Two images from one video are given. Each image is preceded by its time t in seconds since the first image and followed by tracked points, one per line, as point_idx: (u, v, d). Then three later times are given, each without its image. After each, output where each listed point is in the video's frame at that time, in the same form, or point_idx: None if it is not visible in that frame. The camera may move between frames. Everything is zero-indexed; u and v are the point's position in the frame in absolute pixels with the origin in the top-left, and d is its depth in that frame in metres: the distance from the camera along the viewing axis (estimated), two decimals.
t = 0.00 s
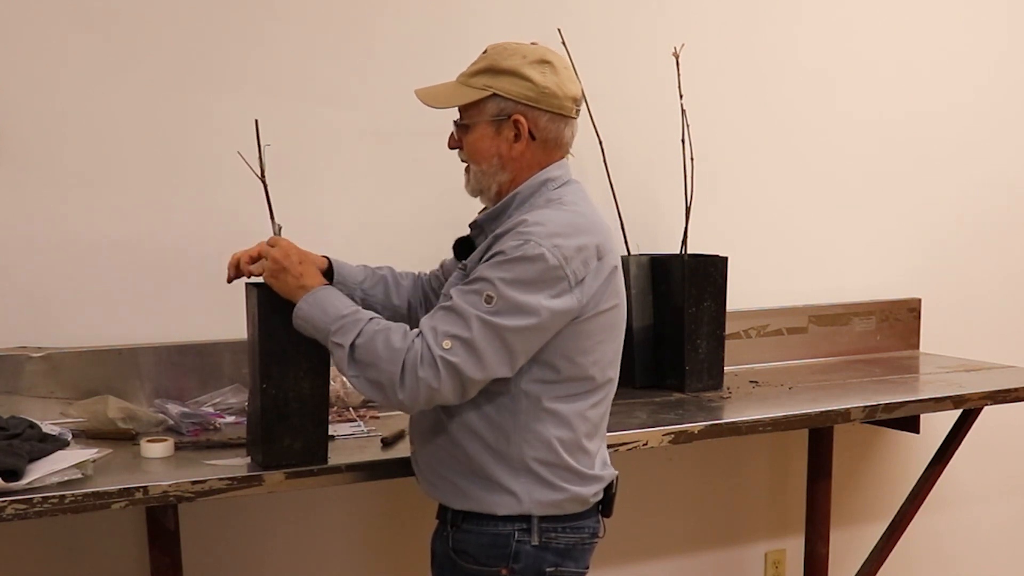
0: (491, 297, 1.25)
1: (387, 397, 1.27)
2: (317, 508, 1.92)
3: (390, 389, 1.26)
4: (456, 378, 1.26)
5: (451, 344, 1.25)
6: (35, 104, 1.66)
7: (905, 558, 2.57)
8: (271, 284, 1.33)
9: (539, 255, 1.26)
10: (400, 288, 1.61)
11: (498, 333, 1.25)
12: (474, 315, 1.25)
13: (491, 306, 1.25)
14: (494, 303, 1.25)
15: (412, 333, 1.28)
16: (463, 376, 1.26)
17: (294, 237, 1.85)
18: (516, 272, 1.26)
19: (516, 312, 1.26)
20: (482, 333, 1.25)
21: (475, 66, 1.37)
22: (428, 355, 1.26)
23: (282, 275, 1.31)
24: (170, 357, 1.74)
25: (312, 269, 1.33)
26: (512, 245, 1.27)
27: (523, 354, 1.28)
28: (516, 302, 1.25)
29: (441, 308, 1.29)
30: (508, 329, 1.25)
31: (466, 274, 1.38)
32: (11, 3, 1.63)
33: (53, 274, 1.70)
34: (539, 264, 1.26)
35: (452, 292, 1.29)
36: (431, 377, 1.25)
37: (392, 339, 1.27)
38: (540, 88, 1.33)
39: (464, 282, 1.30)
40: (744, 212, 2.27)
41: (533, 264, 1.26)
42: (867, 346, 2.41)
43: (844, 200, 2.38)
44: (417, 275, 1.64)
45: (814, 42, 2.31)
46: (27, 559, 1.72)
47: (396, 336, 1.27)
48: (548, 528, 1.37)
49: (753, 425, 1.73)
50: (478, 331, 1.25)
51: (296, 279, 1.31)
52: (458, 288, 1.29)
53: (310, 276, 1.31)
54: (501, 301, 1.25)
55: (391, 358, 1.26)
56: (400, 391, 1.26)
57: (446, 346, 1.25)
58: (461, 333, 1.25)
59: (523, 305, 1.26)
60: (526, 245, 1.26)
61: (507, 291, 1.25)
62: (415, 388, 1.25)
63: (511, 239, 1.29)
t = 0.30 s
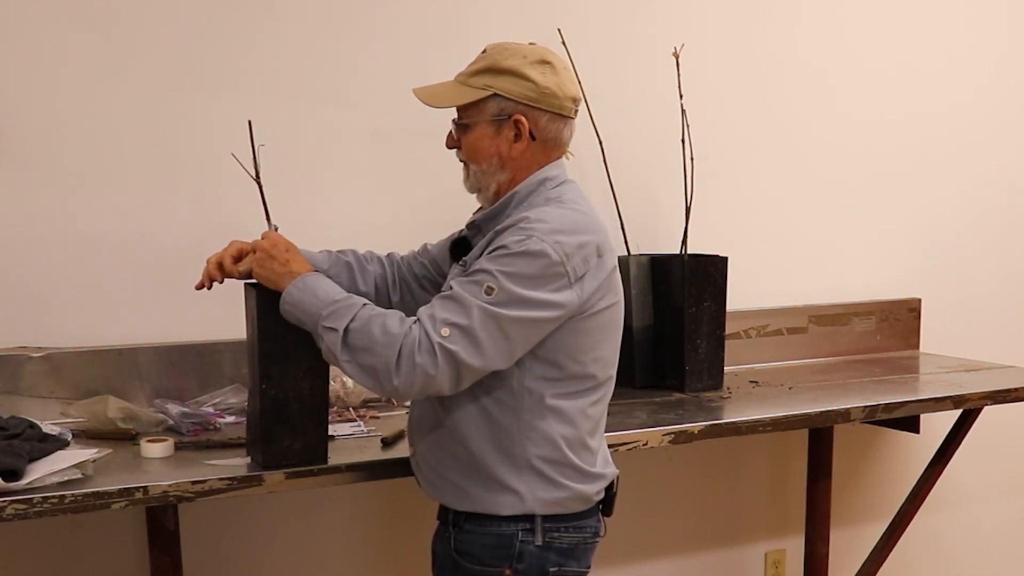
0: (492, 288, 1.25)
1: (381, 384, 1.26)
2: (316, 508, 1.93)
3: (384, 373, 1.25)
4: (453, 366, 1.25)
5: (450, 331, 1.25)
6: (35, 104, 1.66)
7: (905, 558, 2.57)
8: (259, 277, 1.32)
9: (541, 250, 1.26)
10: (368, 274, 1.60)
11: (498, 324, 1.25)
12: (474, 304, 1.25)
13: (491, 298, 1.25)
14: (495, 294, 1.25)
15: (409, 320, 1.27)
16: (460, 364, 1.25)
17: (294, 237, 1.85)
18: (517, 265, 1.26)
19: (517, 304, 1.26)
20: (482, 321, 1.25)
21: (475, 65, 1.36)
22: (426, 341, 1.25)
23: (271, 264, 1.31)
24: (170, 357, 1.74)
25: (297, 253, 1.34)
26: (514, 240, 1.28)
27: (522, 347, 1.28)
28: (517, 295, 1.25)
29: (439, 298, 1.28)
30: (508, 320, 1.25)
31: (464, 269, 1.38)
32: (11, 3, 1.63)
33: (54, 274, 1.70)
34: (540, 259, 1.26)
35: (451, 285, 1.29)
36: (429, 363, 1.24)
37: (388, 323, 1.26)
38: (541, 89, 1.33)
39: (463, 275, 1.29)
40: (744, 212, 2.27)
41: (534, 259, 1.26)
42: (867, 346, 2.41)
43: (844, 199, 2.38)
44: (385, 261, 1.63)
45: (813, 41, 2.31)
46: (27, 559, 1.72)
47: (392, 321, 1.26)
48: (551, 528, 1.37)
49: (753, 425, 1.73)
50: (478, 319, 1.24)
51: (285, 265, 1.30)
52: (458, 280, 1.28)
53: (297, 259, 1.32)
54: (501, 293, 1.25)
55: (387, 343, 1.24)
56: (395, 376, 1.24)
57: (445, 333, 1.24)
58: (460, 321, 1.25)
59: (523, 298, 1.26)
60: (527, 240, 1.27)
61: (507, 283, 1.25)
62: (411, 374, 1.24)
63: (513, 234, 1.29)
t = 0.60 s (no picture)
0: (492, 280, 1.25)
1: (378, 371, 1.24)
2: (316, 508, 1.92)
3: (381, 359, 1.24)
4: (452, 352, 1.24)
5: (450, 320, 1.24)
6: (35, 104, 1.66)
7: (905, 558, 2.57)
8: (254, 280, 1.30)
9: (542, 246, 1.27)
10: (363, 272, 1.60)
11: (499, 315, 1.25)
12: (475, 295, 1.24)
13: (491, 289, 1.25)
14: (495, 286, 1.25)
15: (407, 309, 1.26)
16: (460, 351, 1.24)
17: (294, 237, 1.85)
18: (518, 259, 1.26)
19: (517, 296, 1.26)
20: (482, 311, 1.24)
21: (474, 65, 1.36)
22: (425, 328, 1.24)
23: (268, 262, 1.29)
24: (170, 357, 1.74)
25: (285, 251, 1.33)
26: (515, 235, 1.28)
27: (521, 339, 1.28)
28: (518, 288, 1.25)
29: (438, 288, 1.28)
30: (508, 310, 1.25)
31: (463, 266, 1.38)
32: (11, 3, 1.63)
33: (54, 274, 1.70)
34: (542, 254, 1.27)
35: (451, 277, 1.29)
36: (428, 349, 1.23)
37: (387, 311, 1.25)
38: (541, 88, 1.33)
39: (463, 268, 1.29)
40: (744, 212, 2.27)
41: (536, 254, 1.26)
42: (867, 346, 2.41)
43: (844, 199, 2.38)
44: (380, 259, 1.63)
45: (813, 41, 2.31)
46: (27, 559, 1.72)
47: (391, 309, 1.26)
48: (553, 528, 1.37)
49: (753, 425, 1.73)
50: (479, 308, 1.24)
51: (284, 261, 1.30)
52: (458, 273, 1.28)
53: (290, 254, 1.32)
54: (502, 285, 1.25)
55: (386, 328, 1.24)
56: (393, 361, 1.23)
57: (445, 321, 1.24)
58: (459, 309, 1.24)
59: (524, 291, 1.26)
60: (529, 236, 1.27)
61: (508, 276, 1.25)
62: (409, 360, 1.23)
63: (514, 230, 1.29)
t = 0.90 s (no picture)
0: (496, 290, 1.25)
1: (390, 389, 1.24)
2: (316, 508, 1.92)
3: (393, 378, 1.23)
4: (461, 370, 1.24)
5: (457, 336, 1.24)
6: (35, 103, 1.66)
7: (905, 558, 2.57)
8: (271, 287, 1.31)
9: (544, 250, 1.26)
10: (372, 280, 1.60)
11: (506, 326, 1.25)
12: (480, 308, 1.24)
13: (495, 299, 1.25)
14: (499, 296, 1.25)
15: (417, 325, 1.26)
16: (470, 368, 1.24)
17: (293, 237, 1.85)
18: (521, 266, 1.26)
19: (522, 305, 1.25)
20: (488, 325, 1.24)
21: (480, 63, 1.35)
22: (434, 347, 1.24)
23: (286, 270, 1.30)
24: (170, 357, 1.73)
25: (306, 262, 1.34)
26: (516, 241, 1.27)
27: (526, 348, 1.28)
28: (522, 296, 1.25)
29: (443, 301, 1.27)
30: (514, 320, 1.25)
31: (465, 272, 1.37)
32: (10, 3, 1.63)
33: (54, 274, 1.69)
34: (543, 258, 1.26)
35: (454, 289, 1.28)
36: (438, 368, 1.23)
37: (398, 328, 1.24)
38: (551, 89, 1.34)
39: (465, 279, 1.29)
40: (744, 212, 2.27)
41: (538, 259, 1.26)
42: (867, 346, 2.41)
43: (845, 199, 2.38)
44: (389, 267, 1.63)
45: (813, 41, 2.31)
46: (27, 559, 1.72)
47: (402, 326, 1.25)
48: (554, 529, 1.38)
49: (753, 425, 1.73)
50: (485, 323, 1.24)
51: (303, 273, 1.30)
52: (461, 284, 1.28)
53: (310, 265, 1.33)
54: (506, 295, 1.25)
55: (397, 347, 1.23)
56: (404, 381, 1.23)
57: (453, 338, 1.23)
58: (466, 325, 1.24)
59: (529, 299, 1.26)
60: (530, 240, 1.27)
61: (511, 284, 1.25)
62: (420, 380, 1.23)
63: (514, 235, 1.29)
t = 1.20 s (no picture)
0: (498, 292, 1.25)
1: (395, 398, 1.25)
2: (316, 508, 1.92)
3: (397, 388, 1.24)
4: (465, 376, 1.24)
5: (460, 342, 1.24)
6: (35, 103, 1.66)
7: (904, 558, 2.57)
8: (274, 297, 1.32)
9: (543, 247, 1.26)
10: (382, 296, 1.59)
11: (510, 329, 1.25)
12: (482, 311, 1.24)
13: (498, 301, 1.25)
14: (502, 297, 1.25)
15: (419, 333, 1.26)
16: (474, 373, 1.24)
17: (293, 237, 1.85)
18: (522, 266, 1.26)
19: (525, 304, 1.25)
20: (492, 328, 1.24)
21: (493, 62, 1.34)
22: (437, 354, 1.24)
23: (286, 279, 1.30)
24: (170, 357, 1.73)
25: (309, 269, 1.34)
26: (515, 240, 1.28)
27: (532, 350, 1.28)
28: (525, 295, 1.25)
29: (443, 306, 1.27)
30: (519, 321, 1.25)
31: (464, 274, 1.36)
32: (11, 3, 1.63)
33: (53, 274, 1.70)
34: (544, 256, 1.27)
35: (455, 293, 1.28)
36: (442, 376, 1.23)
37: (400, 337, 1.24)
38: (547, 90, 1.41)
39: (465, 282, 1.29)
40: (744, 212, 2.27)
41: (538, 257, 1.26)
42: (867, 346, 2.41)
43: (844, 199, 2.38)
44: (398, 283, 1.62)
45: (813, 41, 2.30)
46: (27, 558, 1.72)
47: (405, 335, 1.25)
48: (562, 531, 1.37)
49: (753, 425, 1.73)
50: (489, 326, 1.24)
51: (302, 283, 1.30)
52: (462, 287, 1.28)
53: (312, 273, 1.32)
54: (508, 295, 1.25)
55: (400, 357, 1.23)
56: (409, 390, 1.23)
57: (455, 344, 1.24)
58: (469, 329, 1.24)
59: (533, 298, 1.26)
60: (529, 239, 1.27)
61: (514, 285, 1.25)
62: (424, 388, 1.23)
63: (514, 235, 1.29)
